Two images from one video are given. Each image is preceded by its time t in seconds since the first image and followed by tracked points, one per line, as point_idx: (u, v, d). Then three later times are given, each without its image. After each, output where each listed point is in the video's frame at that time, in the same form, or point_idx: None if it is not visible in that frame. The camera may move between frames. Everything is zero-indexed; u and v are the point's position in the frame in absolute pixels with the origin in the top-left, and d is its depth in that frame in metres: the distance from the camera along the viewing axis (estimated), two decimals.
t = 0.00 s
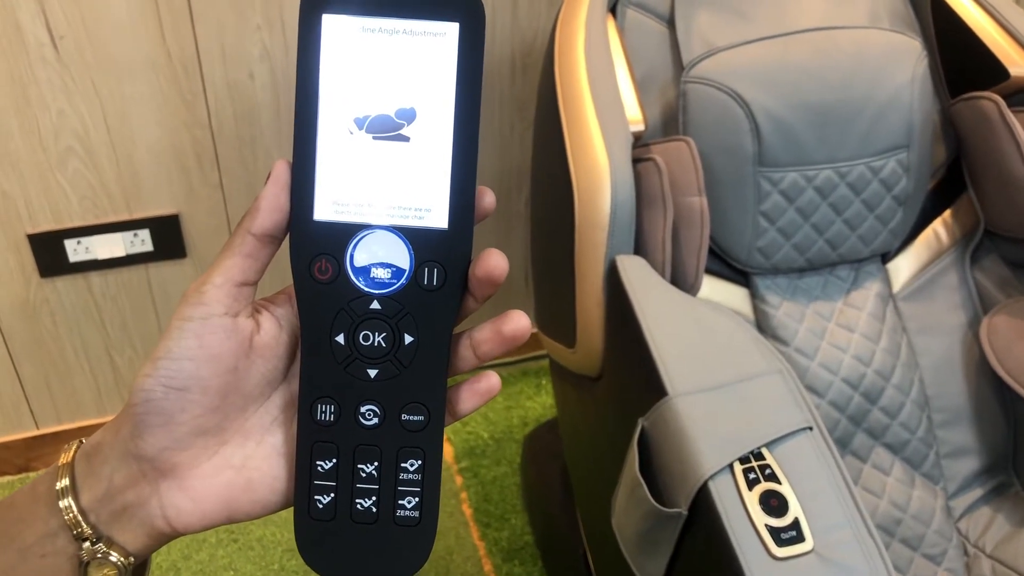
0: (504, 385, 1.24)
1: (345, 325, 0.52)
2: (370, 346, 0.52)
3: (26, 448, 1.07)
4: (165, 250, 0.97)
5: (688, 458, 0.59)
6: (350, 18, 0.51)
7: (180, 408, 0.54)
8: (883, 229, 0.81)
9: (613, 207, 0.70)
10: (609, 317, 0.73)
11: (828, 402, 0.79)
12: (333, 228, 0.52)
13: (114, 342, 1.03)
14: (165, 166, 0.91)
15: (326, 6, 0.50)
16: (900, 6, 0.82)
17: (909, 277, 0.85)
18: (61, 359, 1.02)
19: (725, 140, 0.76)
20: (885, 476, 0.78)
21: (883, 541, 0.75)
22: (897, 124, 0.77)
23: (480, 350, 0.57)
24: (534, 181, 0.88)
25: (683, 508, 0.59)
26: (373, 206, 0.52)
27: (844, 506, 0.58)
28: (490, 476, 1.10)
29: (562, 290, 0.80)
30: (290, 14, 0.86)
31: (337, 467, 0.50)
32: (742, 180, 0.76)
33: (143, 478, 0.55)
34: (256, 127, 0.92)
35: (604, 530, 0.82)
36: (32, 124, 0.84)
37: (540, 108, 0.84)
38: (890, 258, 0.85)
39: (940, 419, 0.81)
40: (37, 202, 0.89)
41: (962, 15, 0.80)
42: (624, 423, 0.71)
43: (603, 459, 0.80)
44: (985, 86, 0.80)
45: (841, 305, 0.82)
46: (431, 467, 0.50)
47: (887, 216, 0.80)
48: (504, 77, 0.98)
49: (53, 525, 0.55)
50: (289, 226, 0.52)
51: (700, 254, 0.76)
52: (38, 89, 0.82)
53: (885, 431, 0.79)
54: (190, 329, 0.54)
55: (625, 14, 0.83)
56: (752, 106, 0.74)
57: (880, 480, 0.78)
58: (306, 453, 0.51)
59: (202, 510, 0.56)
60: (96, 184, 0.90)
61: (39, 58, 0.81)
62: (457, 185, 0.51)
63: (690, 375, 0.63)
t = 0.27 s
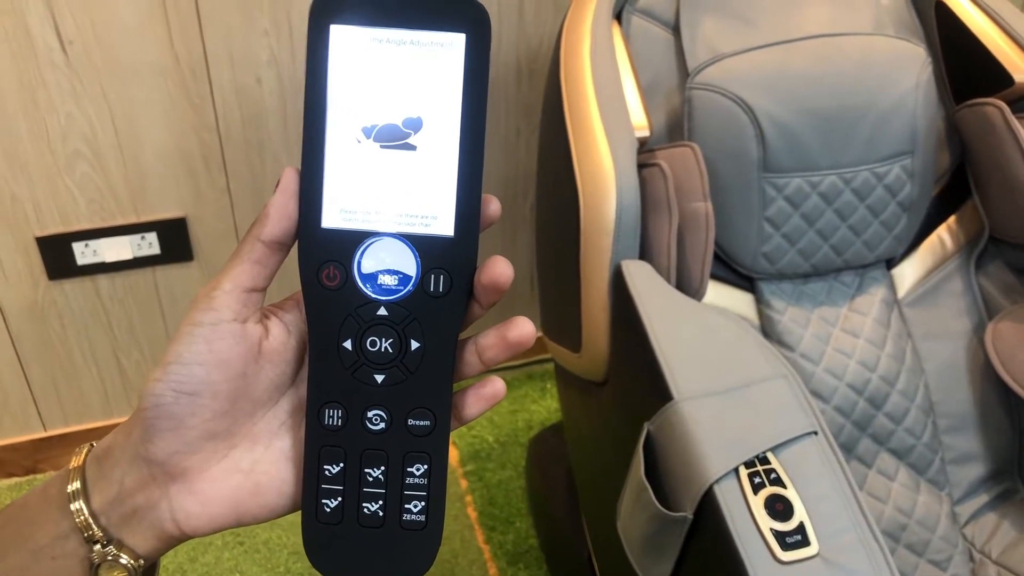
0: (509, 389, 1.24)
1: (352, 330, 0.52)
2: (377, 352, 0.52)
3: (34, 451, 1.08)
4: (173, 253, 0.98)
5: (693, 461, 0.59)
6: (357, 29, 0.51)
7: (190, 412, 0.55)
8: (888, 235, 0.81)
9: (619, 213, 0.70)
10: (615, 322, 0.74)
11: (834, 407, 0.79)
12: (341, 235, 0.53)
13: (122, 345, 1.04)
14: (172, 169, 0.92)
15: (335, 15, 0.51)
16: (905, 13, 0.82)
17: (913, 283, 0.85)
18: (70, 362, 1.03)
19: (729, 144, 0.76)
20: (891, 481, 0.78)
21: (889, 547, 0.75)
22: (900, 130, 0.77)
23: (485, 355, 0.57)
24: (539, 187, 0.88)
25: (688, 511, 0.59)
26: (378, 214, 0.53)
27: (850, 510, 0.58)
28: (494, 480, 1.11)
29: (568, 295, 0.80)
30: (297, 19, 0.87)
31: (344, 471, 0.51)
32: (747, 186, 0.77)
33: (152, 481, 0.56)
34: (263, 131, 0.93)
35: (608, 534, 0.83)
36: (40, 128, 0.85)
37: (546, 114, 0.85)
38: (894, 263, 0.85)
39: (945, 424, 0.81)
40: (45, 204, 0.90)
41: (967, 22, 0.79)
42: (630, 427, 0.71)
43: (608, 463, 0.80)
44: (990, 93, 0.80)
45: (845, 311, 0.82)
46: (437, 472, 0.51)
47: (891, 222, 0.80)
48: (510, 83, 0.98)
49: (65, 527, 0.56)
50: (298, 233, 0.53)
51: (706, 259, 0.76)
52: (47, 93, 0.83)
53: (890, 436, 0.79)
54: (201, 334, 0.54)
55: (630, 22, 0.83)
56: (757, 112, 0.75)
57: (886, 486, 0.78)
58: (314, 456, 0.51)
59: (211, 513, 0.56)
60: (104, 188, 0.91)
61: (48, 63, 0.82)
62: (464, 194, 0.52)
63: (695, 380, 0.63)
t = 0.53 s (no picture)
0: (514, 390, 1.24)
1: (361, 327, 0.52)
2: (386, 349, 0.52)
3: (39, 451, 1.08)
4: (179, 254, 0.98)
5: (700, 463, 0.59)
6: (367, 23, 0.51)
7: (198, 409, 0.55)
8: (894, 238, 0.81)
9: (626, 214, 0.70)
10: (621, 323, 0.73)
11: (840, 410, 0.78)
12: (351, 231, 0.52)
13: (127, 345, 1.04)
14: (178, 170, 0.92)
15: (345, 11, 0.51)
16: (911, 21, 0.83)
17: (920, 286, 0.85)
18: (75, 362, 1.03)
19: (733, 149, 0.76)
20: (898, 485, 0.78)
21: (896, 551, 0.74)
22: (907, 134, 0.77)
23: (495, 353, 0.57)
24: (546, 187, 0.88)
25: (695, 513, 0.59)
26: (390, 210, 0.53)
27: (857, 512, 0.58)
28: (499, 482, 1.10)
29: (575, 296, 0.80)
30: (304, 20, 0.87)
31: (352, 468, 0.51)
32: (754, 188, 0.76)
33: (160, 477, 0.56)
34: (269, 131, 0.93)
35: (614, 535, 0.82)
36: (48, 129, 0.85)
37: (553, 116, 0.85)
38: (901, 267, 0.85)
39: (952, 428, 0.81)
40: (51, 205, 0.90)
41: (970, 23, 0.80)
42: (636, 429, 0.71)
43: (614, 464, 0.79)
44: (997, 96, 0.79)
45: (852, 314, 0.82)
46: (446, 470, 0.51)
47: (898, 225, 0.80)
48: (517, 84, 0.98)
49: (72, 524, 0.56)
50: (306, 230, 0.53)
51: (713, 260, 0.76)
52: (54, 94, 0.83)
53: (897, 440, 0.79)
54: (209, 331, 0.54)
55: (637, 25, 0.83)
56: (763, 115, 0.74)
57: (893, 489, 0.77)
58: (322, 453, 0.51)
59: (219, 510, 0.56)
60: (110, 189, 0.91)
61: (55, 64, 0.82)
62: (473, 189, 0.52)
63: (700, 381, 0.63)
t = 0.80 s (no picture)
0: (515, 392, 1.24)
1: (361, 327, 0.52)
2: (386, 349, 0.52)
3: (40, 452, 1.08)
4: (180, 255, 0.98)
5: (701, 464, 0.59)
6: (368, 24, 0.51)
7: (199, 408, 0.55)
8: (895, 240, 0.81)
9: (626, 216, 0.70)
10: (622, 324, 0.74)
11: (841, 412, 0.78)
12: (351, 231, 0.53)
13: (128, 346, 1.04)
14: (179, 171, 0.92)
15: (347, 12, 0.51)
16: (913, 23, 0.84)
17: (921, 288, 0.85)
18: (76, 363, 1.03)
19: (734, 151, 0.76)
20: (899, 487, 0.78)
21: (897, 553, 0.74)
22: (908, 136, 0.77)
23: (494, 353, 0.57)
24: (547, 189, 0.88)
25: (696, 514, 0.59)
26: (390, 211, 0.53)
27: (859, 514, 0.58)
28: (500, 483, 1.10)
29: (575, 298, 0.80)
30: (305, 21, 0.87)
31: (351, 467, 0.51)
32: (755, 191, 0.77)
33: (160, 476, 0.56)
34: (270, 132, 0.93)
35: (615, 537, 0.82)
36: (49, 130, 0.85)
37: (554, 117, 0.85)
38: (902, 269, 0.85)
39: (953, 430, 0.81)
40: (52, 205, 0.90)
41: (971, 25, 0.80)
42: (637, 430, 0.71)
43: (615, 466, 0.80)
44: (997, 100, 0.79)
45: (853, 316, 0.82)
46: (445, 469, 0.51)
47: (899, 227, 0.80)
48: (517, 86, 0.99)
49: (72, 522, 0.56)
50: (307, 230, 0.53)
51: (714, 261, 0.76)
52: (55, 94, 0.83)
53: (898, 442, 0.79)
54: (210, 330, 0.54)
55: (637, 28, 0.84)
56: (764, 116, 0.74)
57: (895, 491, 0.77)
58: (322, 452, 0.51)
59: (219, 509, 0.56)
60: (111, 189, 0.91)
61: (57, 65, 0.82)
62: (474, 192, 0.52)
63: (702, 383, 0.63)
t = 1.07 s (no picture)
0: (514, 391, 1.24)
1: (360, 333, 0.52)
2: (385, 355, 0.52)
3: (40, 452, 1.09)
4: (180, 255, 0.98)
5: (700, 462, 0.59)
6: (371, 31, 0.51)
7: (199, 409, 0.55)
8: (894, 240, 0.81)
9: (626, 216, 0.70)
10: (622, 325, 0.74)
11: (841, 412, 0.79)
12: (352, 237, 0.53)
13: (128, 346, 1.04)
14: (179, 170, 0.92)
15: (348, 18, 0.51)
16: (911, 23, 0.84)
17: (920, 288, 0.85)
18: (76, 363, 1.03)
19: (733, 150, 0.76)
20: (899, 486, 0.78)
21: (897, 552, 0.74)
22: (907, 135, 0.77)
23: (493, 360, 0.57)
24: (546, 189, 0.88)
25: (695, 512, 0.59)
26: (390, 218, 0.53)
27: (858, 511, 0.58)
28: (500, 482, 1.11)
29: (575, 298, 0.80)
30: (305, 21, 0.87)
31: (349, 472, 0.51)
32: (754, 191, 0.77)
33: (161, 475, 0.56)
34: (270, 132, 0.93)
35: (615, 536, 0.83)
36: (49, 130, 0.85)
37: (553, 118, 0.85)
38: (901, 269, 0.85)
39: (953, 430, 0.81)
40: (52, 205, 0.90)
41: (970, 27, 0.80)
42: (637, 429, 0.71)
43: (615, 465, 0.80)
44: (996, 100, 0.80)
45: (852, 315, 0.82)
46: (442, 474, 0.51)
47: (898, 227, 0.80)
48: (517, 86, 0.99)
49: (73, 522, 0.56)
50: (307, 235, 0.53)
51: (713, 261, 0.76)
52: (55, 94, 0.83)
53: (898, 441, 0.79)
54: (209, 335, 0.55)
55: (637, 28, 0.84)
56: (763, 116, 0.74)
57: (894, 491, 0.77)
58: (321, 456, 0.51)
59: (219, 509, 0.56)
60: (111, 189, 0.91)
61: (57, 65, 0.82)
62: (475, 199, 0.52)
63: (701, 381, 0.63)
